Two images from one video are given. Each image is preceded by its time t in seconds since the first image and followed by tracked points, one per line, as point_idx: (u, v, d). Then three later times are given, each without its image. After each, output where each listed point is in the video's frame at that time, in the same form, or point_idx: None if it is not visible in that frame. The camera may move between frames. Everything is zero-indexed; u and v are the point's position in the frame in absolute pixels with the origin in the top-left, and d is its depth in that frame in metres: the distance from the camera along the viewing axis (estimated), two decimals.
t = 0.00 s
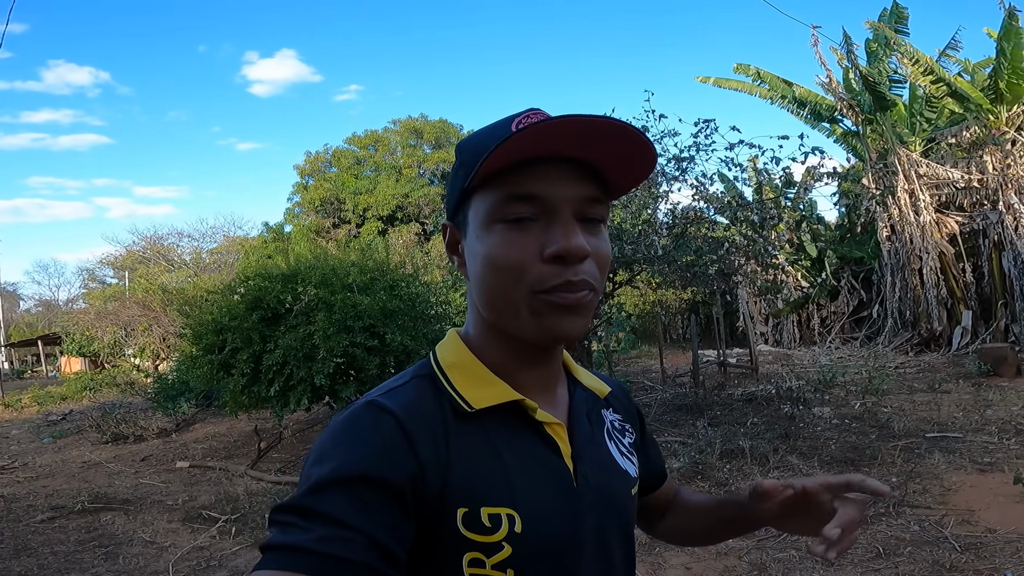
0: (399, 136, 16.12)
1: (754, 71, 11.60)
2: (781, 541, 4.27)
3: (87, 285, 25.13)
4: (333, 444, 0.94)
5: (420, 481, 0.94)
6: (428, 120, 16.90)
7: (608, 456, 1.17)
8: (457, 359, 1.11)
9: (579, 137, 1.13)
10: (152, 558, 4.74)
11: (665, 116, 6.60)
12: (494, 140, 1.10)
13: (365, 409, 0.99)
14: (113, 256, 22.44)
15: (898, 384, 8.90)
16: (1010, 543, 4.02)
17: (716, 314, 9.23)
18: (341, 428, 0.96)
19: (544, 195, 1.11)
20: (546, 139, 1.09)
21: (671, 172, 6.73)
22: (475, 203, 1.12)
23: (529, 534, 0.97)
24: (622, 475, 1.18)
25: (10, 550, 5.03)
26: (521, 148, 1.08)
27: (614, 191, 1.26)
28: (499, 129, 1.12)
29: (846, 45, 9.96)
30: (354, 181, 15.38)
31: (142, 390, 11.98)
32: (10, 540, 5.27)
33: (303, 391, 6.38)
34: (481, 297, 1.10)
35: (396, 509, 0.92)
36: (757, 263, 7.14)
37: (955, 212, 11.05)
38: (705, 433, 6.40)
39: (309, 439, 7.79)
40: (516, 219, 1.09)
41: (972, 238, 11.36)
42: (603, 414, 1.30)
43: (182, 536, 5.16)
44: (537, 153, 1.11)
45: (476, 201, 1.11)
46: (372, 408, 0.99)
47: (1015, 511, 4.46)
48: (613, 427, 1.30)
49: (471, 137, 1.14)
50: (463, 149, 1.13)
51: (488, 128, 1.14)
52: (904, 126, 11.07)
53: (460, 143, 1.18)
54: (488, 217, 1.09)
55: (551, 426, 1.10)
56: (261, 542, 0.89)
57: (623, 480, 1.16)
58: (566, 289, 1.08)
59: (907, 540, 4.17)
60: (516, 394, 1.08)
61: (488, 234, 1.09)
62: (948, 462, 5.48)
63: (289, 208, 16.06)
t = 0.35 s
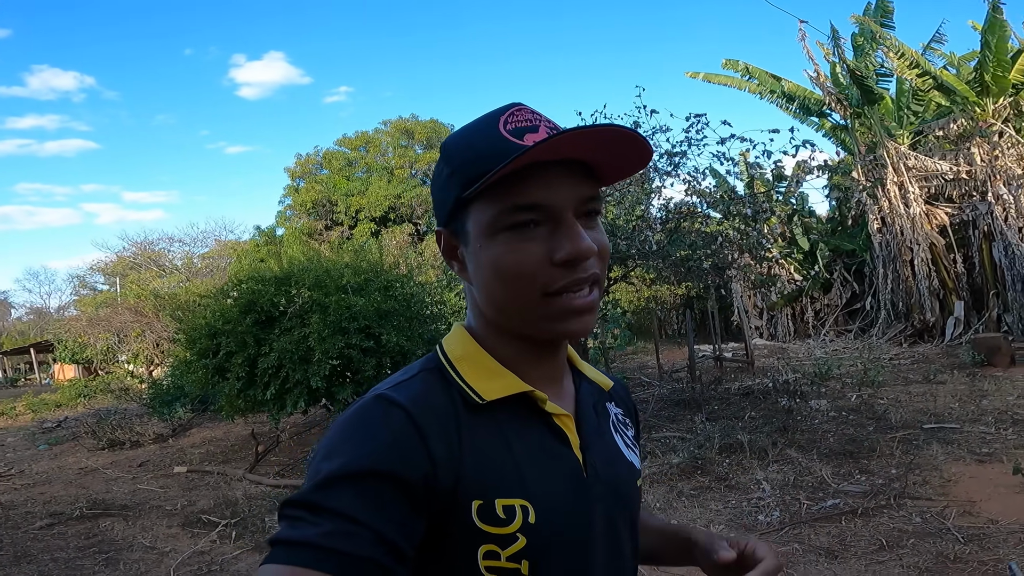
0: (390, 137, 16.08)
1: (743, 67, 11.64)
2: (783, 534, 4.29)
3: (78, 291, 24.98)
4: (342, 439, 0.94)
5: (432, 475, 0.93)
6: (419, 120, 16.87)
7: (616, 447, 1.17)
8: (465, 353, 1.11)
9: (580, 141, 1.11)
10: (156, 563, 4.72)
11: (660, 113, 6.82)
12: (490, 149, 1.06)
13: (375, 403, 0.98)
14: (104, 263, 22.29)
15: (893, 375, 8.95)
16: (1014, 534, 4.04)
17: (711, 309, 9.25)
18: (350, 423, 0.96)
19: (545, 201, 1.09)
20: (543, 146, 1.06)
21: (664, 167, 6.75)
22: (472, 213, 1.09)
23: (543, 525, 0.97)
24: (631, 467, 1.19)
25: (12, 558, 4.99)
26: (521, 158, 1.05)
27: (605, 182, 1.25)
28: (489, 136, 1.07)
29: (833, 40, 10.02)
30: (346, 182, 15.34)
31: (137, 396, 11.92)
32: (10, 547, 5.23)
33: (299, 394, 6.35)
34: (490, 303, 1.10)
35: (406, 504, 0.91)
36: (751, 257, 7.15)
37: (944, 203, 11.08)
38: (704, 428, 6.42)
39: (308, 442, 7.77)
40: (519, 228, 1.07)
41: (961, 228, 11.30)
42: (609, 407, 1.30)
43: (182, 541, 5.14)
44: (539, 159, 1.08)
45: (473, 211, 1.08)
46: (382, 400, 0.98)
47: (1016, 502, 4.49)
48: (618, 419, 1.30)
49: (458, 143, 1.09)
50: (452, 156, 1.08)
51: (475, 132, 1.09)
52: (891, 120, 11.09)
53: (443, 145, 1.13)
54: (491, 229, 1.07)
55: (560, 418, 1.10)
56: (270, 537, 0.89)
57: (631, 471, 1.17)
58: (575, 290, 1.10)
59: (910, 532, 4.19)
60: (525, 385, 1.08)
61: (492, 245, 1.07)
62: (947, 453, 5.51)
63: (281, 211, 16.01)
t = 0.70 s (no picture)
0: (392, 131, 16.07)
1: (747, 61, 11.62)
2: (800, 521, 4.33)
3: (81, 288, 24.98)
4: (331, 440, 0.97)
5: (419, 472, 0.96)
6: (419, 114, 16.84)
7: (613, 440, 1.18)
8: (452, 352, 1.13)
9: (572, 129, 1.15)
10: (187, 557, 4.76)
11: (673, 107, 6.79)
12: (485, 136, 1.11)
13: (363, 405, 1.02)
14: (106, 258, 22.27)
15: (899, 366, 8.99)
16: None
17: (715, 301, 9.27)
18: (339, 425, 0.99)
19: (537, 187, 1.12)
20: (536, 131, 1.11)
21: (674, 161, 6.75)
22: (468, 199, 1.13)
23: (534, 522, 0.98)
24: (634, 458, 1.19)
25: (45, 554, 5.03)
26: (513, 141, 1.10)
27: (605, 180, 1.28)
28: (489, 126, 1.13)
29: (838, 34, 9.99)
30: (348, 176, 15.32)
31: (148, 391, 11.95)
32: (43, 544, 5.26)
33: (317, 386, 6.36)
34: (480, 291, 1.12)
35: (394, 502, 0.95)
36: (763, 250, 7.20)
37: (947, 197, 11.11)
38: (715, 419, 6.46)
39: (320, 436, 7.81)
40: (510, 212, 1.10)
41: (965, 221, 11.42)
42: (610, 398, 1.31)
43: (211, 535, 5.19)
44: (529, 146, 1.12)
45: (469, 197, 1.13)
46: (369, 402, 1.02)
47: None
48: (621, 410, 1.31)
49: (460, 134, 1.16)
50: (453, 146, 1.15)
51: (476, 125, 1.15)
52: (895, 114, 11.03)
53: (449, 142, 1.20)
54: (483, 212, 1.11)
55: (553, 412, 1.12)
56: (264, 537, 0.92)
57: (630, 462, 1.17)
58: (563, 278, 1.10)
59: (925, 518, 4.23)
60: (513, 381, 1.10)
61: (483, 229, 1.10)
62: (955, 443, 5.54)
63: (283, 205, 16.00)
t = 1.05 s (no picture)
0: (435, 118, 16.15)
1: (805, 61, 11.34)
2: (829, 529, 4.25)
3: (133, 260, 25.82)
4: (320, 448, 0.99)
5: (408, 480, 0.98)
6: (463, 103, 16.88)
7: (610, 445, 1.17)
8: (446, 357, 1.14)
9: (581, 129, 1.16)
10: (219, 532, 4.91)
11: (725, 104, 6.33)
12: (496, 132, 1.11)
13: (352, 412, 1.03)
14: (157, 233, 22.94)
15: (945, 380, 8.71)
16: None
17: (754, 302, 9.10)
18: (328, 432, 1.01)
19: (545, 186, 1.12)
20: (547, 128, 1.11)
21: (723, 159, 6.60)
22: (474, 194, 1.13)
23: (526, 530, 0.99)
24: (633, 463, 1.19)
25: (85, 524, 5.23)
26: (524, 138, 1.10)
27: (613, 181, 1.28)
28: (500, 123, 1.14)
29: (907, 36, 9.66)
30: (390, 161, 15.44)
31: (191, 364, 12.29)
32: (83, 515, 5.47)
33: (352, 367, 6.45)
34: (480, 291, 1.11)
35: (383, 510, 0.96)
36: (815, 256, 6.98)
37: (1012, 206, 10.81)
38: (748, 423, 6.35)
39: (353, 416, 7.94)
40: (517, 211, 1.10)
41: None
42: (609, 399, 1.31)
43: (244, 511, 5.33)
44: (538, 143, 1.13)
45: (476, 193, 1.13)
46: (358, 409, 1.03)
47: None
48: (621, 411, 1.31)
49: (469, 129, 1.16)
50: (462, 139, 1.15)
51: (486, 120, 1.16)
52: (963, 120, 10.73)
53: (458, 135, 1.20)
54: (489, 209, 1.11)
55: (547, 418, 1.12)
56: (253, 547, 0.93)
57: (628, 466, 1.17)
58: (567, 280, 1.10)
59: (958, 531, 4.11)
60: (508, 386, 1.10)
61: (489, 226, 1.10)
62: (997, 458, 5.36)
63: (327, 188, 16.26)
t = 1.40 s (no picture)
0: (448, 119, 16.19)
1: (824, 70, 11.31)
2: (832, 538, 4.23)
3: (144, 252, 26.00)
4: (313, 454, 0.99)
5: (402, 486, 0.98)
6: (477, 104, 16.91)
7: (606, 447, 1.18)
8: (439, 363, 1.15)
9: (595, 138, 1.17)
10: (223, 526, 4.93)
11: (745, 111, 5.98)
12: (512, 137, 1.12)
13: (345, 418, 1.04)
14: (169, 226, 23.08)
15: (953, 394, 8.64)
16: None
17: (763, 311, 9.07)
18: (322, 438, 1.02)
19: (558, 193, 1.13)
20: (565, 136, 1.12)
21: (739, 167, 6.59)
22: (483, 197, 1.13)
23: (522, 533, 1.00)
24: (629, 465, 1.20)
25: (90, 516, 5.26)
26: (543, 146, 1.11)
27: (617, 188, 1.30)
28: (515, 127, 1.14)
29: (930, 47, 9.58)
30: (403, 161, 15.49)
31: (199, 357, 12.36)
32: (89, 505, 5.51)
33: (361, 364, 6.46)
34: (484, 294, 1.12)
35: (377, 515, 0.96)
36: (828, 266, 7.01)
37: None
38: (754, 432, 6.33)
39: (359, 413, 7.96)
40: (531, 216, 1.12)
41: None
42: (601, 401, 1.31)
43: (248, 505, 5.36)
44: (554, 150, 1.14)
45: (485, 195, 1.13)
46: (352, 415, 1.04)
47: None
48: (614, 412, 1.32)
49: (480, 130, 1.16)
50: (472, 140, 1.15)
51: (499, 123, 1.16)
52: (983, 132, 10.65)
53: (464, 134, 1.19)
54: (501, 213, 1.11)
55: (541, 421, 1.13)
56: (248, 552, 0.94)
57: (624, 468, 1.18)
58: (578, 285, 1.11)
59: (961, 542, 4.09)
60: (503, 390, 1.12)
61: (501, 229, 1.11)
62: (1004, 472, 5.32)
63: (339, 185, 16.33)
